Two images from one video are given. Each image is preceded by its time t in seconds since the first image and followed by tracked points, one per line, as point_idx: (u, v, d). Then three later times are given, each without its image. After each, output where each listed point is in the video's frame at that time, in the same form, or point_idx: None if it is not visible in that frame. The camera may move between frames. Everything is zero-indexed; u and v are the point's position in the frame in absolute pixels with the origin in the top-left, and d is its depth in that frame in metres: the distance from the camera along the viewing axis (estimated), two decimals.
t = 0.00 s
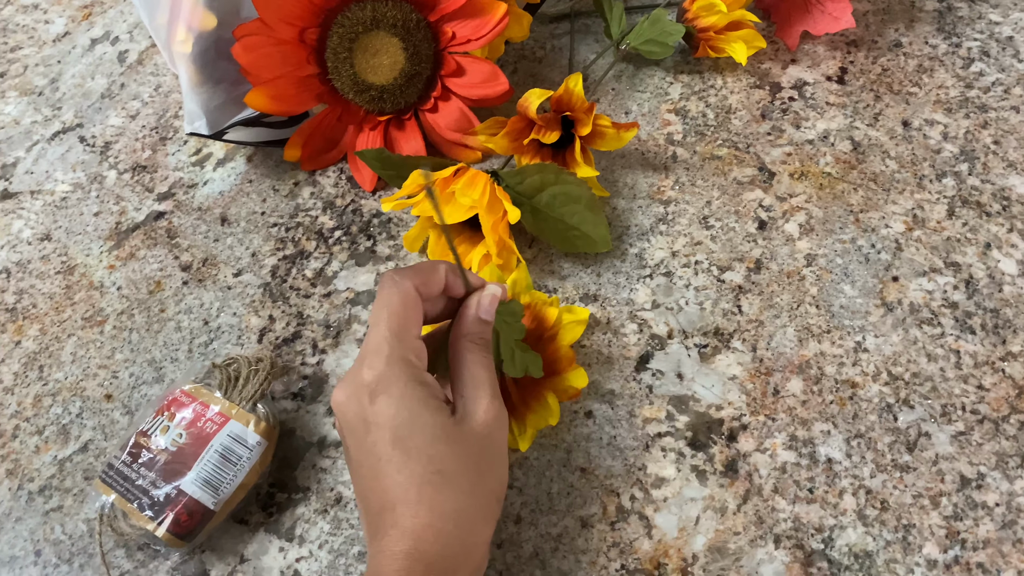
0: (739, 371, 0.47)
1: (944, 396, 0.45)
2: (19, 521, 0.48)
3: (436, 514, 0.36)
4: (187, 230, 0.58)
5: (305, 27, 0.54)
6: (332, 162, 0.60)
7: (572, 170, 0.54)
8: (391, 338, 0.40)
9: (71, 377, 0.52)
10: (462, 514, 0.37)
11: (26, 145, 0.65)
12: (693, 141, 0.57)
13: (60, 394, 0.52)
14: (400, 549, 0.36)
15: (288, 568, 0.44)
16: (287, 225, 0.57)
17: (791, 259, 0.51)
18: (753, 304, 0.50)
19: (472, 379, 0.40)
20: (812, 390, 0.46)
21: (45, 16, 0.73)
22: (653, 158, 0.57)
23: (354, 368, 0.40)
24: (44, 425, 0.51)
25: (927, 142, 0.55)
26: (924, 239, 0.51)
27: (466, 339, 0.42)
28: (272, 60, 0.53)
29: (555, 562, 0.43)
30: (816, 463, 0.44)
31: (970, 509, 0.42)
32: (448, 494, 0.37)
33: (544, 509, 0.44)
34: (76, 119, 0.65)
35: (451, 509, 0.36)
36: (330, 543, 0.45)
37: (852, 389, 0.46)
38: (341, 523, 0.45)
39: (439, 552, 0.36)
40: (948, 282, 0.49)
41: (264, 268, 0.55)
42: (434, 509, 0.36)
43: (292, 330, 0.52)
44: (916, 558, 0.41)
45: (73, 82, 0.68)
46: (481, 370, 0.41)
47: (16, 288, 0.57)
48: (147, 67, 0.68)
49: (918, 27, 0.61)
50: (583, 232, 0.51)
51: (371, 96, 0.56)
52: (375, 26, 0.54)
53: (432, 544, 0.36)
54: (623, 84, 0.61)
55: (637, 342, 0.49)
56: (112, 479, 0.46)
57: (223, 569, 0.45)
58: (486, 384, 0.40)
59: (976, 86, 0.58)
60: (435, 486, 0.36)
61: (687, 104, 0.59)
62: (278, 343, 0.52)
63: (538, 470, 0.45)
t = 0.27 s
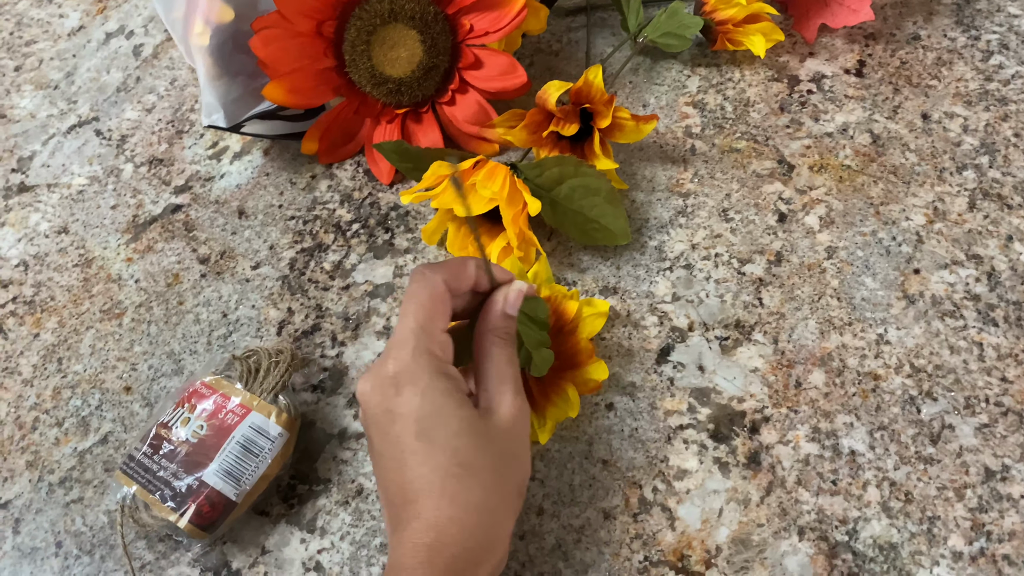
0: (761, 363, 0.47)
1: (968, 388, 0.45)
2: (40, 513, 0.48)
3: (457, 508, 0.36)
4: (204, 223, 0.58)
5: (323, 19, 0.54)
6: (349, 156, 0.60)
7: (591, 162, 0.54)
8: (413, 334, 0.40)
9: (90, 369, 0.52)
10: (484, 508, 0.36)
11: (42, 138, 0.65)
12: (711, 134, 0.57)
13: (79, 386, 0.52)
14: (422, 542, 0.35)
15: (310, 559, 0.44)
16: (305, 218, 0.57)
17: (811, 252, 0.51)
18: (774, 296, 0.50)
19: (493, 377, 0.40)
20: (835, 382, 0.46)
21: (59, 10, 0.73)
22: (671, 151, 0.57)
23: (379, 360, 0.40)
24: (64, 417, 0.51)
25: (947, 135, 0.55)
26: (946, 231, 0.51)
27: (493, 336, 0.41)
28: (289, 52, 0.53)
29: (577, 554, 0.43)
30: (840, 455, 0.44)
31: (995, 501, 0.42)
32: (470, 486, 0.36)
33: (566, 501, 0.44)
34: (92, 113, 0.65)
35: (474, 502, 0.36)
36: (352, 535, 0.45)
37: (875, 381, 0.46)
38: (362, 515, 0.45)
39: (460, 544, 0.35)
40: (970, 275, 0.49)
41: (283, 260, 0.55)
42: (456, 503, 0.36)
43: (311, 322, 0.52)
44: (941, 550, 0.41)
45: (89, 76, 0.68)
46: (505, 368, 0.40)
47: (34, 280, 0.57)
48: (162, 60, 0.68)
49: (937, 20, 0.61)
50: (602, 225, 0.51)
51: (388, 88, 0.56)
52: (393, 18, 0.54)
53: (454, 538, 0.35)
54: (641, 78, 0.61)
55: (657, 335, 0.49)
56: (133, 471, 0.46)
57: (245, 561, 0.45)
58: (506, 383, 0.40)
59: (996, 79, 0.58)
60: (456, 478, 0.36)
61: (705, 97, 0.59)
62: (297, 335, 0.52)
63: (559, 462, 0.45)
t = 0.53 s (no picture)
0: (736, 372, 0.49)
1: (932, 395, 0.47)
2: (46, 515, 0.50)
3: (382, 442, 0.36)
4: (204, 236, 0.60)
5: (318, 41, 0.56)
6: (344, 171, 0.62)
7: (575, 178, 0.56)
8: (353, 278, 0.40)
9: (94, 377, 0.54)
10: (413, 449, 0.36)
11: (48, 153, 0.67)
12: (691, 150, 0.59)
13: (83, 393, 0.54)
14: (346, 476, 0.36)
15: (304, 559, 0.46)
16: (302, 231, 0.59)
17: (786, 264, 0.53)
18: (750, 307, 0.52)
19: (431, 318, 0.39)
20: (806, 389, 0.48)
21: (65, 29, 0.75)
22: (653, 167, 0.59)
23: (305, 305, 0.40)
24: (69, 423, 0.53)
25: (917, 152, 0.58)
26: (914, 245, 0.53)
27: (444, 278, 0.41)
28: (286, 72, 0.56)
29: (559, 554, 0.45)
30: (809, 459, 0.46)
31: (956, 503, 0.44)
32: (400, 422, 0.36)
33: (549, 503, 0.46)
34: (96, 129, 0.68)
35: (401, 445, 0.36)
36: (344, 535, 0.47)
37: (844, 388, 0.48)
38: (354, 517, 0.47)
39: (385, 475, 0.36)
40: (936, 287, 0.51)
41: (280, 272, 0.57)
42: (370, 442, 0.35)
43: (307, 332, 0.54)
44: (904, 549, 0.43)
45: (93, 93, 0.70)
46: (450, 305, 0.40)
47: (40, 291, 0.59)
48: (164, 78, 0.70)
49: (910, 40, 0.63)
50: (585, 239, 0.53)
51: (382, 107, 0.58)
52: (386, 40, 0.56)
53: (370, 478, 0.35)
54: (625, 96, 0.63)
55: (638, 344, 0.51)
56: (136, 473, 0.48)
57: (242, 560, 0.47)
58: (448, 320, 0.39)
59: (965, 98, 0.60)
60: (386, 419, 0.36)
61: (686, 115, 0.61)
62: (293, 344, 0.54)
63: (543, 466, 0.47)
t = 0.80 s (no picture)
0: (744, 363, 0.50)
1: (937, 385, 0.48)
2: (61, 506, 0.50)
3: (169, 371, 0.35)
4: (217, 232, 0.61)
5: (329, 40, 0.57)
6: (353, 169, 0.63)
7: (584, 175, 0.57)
8: (242, 227, 0.42)
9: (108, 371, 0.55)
10: (176, 387, 0.35)
11: (61, 153, 0.68)
12: (697, 147, 0.60)
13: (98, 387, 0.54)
14: (132, 414, 0.34)
15: (318, 548, 0.47)
16: (312, 227, 0.60)
17: (791, 258, 0.54)
18: (756, 300, 0.52)
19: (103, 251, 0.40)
20: (813, 380, 0.49)
21: (76, 31, 0.77)
22: (659, 164, 0.60)
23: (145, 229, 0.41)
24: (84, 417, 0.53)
25: (920, 148, 0.58)
26: (918, 238, 0.54)
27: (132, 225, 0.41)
28: (297, 71, 0.56)
29: (570, 542, 0.45)
30: (817, 449, 0.46)
31: (962, 490, 0.44)
32: (177, 364, 0.36)
33: (559, 492, 0.47)
34: (108, 129, 0.69)
35: (154, 371, 0.35)
36: (357, 525, 0.47)
37: (850, 378, 0.49)
38: (367, 506, 0.48)
39: (143, 430, 0.34)
40: (940, 280, 0.52)
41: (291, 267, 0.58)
42: (161, 339, 0.36)
43: (319, 326, 0.55)
44: (911, 536, 0.44)
45: (105, 93, 0.71)
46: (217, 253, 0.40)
47: (54, 287, 0.60)
48: (175, 78, 0.71)
49: (912, 39, 0.64)
50: (593, 234, 0.54)
51: (391, 105, 0.59)
52: (395, 40, 0.57)
53: (159, 373, 0.35)
54: (630, 94, 0.64)
55: (646, 336, 0.52)
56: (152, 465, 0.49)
57: (256, 551, 0.47)
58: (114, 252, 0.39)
59: (967, 95, 0.61)
60: (179, 348, 0.36)
61: (692, 113, 0.62)
62: (305, 338, 0.54)
63: (553, 455, 0.48)
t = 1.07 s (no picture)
0: (752, 365, 0.50)
1: (946, 386, 0.48)
2: (69, 516, 0.50)
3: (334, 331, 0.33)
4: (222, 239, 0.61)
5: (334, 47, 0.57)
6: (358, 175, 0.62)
7: (588, 178, 0.57)
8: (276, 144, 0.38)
9: (115, 379, 0.55)
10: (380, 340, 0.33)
11: (64, 161, 0.68)
12: (702, 150, 0.60)
13: (104, 395, 0.54)
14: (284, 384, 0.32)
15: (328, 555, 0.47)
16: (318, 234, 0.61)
17: (798, 260, 0.54)
18: (763, 303, 0.52)
19: (304, 132, 0.37)
20: (821, 382, 0.49)
21: (77, 38, 0.77)
22: (664, 166, 0.60)
23: (297, 164, 0.37)
24: (91, 425, 0.53)
25: (925, 148, 0.58)
26: (924, 239, 0.54)
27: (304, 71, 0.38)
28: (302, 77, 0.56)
29: (581, 547, 0.45)
30: (826, 451, 0.46)
31: (972, 491, 0.44)
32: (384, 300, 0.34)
33: (569, 497, 0.47)
34: (112, 136, 0.69)
35: (349, 326, 0.33)
36: (367, 531, 0.47)
37: (859, 380, 0.49)
38: (377, 513, 0.47)
39: (324, 393, 0.32)
40: (947, 280, 0.52)
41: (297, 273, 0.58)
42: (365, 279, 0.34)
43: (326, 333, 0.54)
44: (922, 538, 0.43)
45: (108, 101, 0.72)
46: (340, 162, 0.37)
47: (60, 295, 0.60)
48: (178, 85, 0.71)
49: (914, 40, 0.64)
50: (600, 237, 0.54)
51: (395, 110, 0.59)
52: (400, 45, 0.57)
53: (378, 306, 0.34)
54: (634, 97, 0.64)
55: (653, 339, 0.52)
56: (160, 474, 0.49)
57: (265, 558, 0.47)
58: (317, 144, 0.37)
59: (970, 95, 0.61)
60: (361, 298, 0.34)
61: (696, 115, 0.62)
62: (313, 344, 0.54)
63: (562, 460, 0.48)
